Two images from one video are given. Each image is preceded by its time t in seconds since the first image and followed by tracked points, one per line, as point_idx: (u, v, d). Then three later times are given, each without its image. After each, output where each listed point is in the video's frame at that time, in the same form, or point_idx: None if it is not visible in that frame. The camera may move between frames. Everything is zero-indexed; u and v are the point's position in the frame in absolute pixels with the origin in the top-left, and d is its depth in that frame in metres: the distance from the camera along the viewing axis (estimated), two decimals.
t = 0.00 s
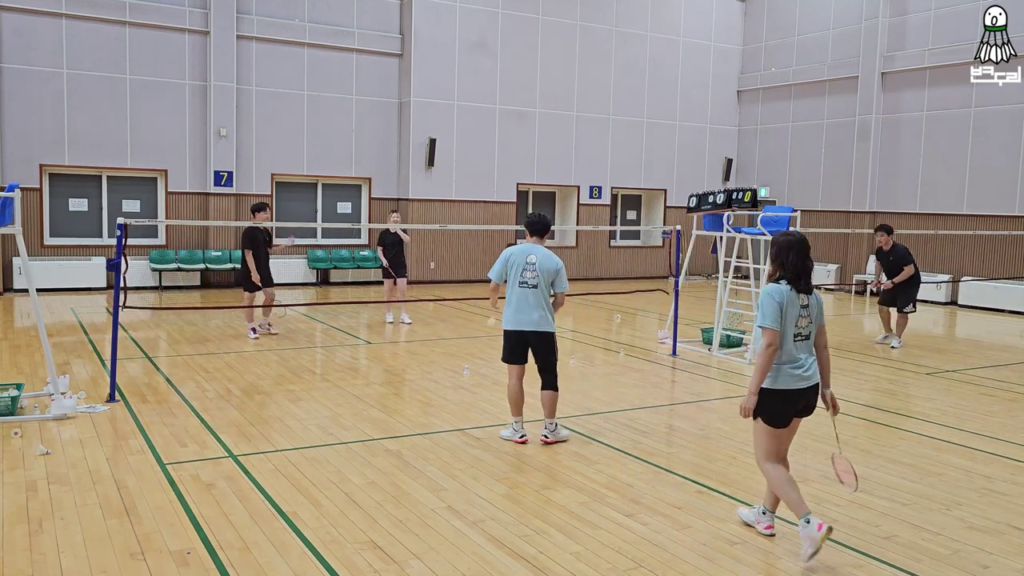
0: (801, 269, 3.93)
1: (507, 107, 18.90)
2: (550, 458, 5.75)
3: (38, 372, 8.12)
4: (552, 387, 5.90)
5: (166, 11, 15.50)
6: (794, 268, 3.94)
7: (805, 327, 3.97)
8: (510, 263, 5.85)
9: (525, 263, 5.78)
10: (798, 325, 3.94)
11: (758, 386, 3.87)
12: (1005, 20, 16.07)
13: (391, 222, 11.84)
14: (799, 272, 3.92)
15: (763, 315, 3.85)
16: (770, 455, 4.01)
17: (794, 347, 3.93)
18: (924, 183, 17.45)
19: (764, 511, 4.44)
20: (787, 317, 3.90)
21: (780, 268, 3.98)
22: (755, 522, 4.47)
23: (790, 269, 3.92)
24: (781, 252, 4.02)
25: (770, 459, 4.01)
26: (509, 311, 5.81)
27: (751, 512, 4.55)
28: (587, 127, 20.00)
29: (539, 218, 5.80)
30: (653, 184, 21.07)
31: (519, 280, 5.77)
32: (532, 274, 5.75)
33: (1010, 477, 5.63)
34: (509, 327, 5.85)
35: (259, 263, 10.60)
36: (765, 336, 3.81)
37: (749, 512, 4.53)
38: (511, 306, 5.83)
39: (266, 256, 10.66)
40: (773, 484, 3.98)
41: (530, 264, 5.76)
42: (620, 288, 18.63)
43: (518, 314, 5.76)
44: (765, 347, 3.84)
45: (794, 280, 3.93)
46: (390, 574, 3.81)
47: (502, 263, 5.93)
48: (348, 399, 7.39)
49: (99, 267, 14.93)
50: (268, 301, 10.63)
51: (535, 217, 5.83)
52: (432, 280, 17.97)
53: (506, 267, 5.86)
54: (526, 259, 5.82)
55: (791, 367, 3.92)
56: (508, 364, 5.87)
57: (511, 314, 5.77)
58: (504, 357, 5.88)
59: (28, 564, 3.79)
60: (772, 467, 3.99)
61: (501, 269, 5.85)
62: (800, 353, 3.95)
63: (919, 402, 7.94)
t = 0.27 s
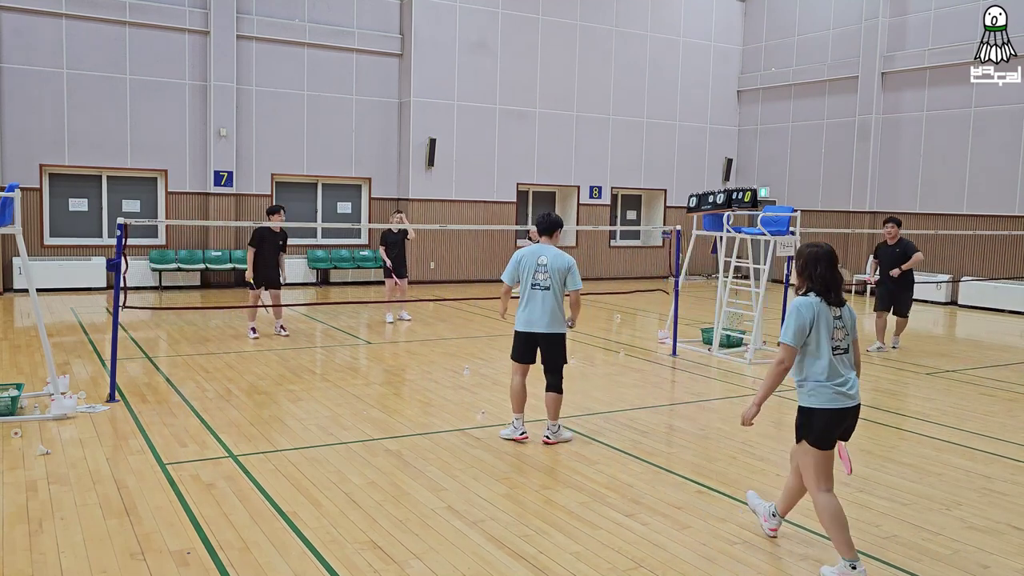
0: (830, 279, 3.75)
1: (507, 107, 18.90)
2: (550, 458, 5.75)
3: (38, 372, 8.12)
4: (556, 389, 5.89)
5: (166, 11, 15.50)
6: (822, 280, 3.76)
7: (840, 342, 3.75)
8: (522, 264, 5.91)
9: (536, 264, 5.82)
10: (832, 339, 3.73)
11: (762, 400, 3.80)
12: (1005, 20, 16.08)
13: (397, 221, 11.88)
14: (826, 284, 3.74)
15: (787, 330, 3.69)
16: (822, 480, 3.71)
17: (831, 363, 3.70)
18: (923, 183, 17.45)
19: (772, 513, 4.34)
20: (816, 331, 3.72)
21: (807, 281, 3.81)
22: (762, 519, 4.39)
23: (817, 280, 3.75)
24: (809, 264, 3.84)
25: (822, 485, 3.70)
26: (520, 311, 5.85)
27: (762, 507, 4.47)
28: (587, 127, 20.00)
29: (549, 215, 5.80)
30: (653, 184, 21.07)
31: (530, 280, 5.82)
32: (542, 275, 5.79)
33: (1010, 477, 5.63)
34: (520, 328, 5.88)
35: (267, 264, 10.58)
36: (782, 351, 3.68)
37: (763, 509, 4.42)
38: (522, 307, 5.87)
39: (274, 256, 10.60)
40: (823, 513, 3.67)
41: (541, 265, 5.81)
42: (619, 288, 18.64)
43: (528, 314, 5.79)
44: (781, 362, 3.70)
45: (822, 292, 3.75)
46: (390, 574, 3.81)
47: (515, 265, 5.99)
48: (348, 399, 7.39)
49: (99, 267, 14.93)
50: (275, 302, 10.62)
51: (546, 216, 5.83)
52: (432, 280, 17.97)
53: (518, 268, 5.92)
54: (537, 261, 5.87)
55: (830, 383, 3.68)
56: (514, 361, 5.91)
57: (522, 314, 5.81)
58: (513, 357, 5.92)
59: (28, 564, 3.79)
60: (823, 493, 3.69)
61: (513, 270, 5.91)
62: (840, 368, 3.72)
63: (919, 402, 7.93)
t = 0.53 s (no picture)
0: (854, 272, 3.52)
1: (507, 107, 18.90)
2: (550, 458, 5.74)
3: (38, 372, 8.12)
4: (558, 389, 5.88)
5: (166, 11, 15.50)
6: (845, 275, 3.53)
7: (862, 337, 3.53)
8: (527, 264, 5.93)
9: (540, 264, 5.82)
10: (854, 334, 3.52)
11: (797, 405, 3.60)
12: (1006, 20, 16.08)
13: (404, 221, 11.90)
14: (847, 278, 3.52)
15: (803, 327, 3.51)
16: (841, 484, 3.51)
17: (853, 360, 3.49)
18: (923, 184, 17.45)
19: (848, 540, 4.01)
20: (837, 327, 3.51)
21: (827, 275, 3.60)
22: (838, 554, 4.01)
23: (840, 275, 3.52)
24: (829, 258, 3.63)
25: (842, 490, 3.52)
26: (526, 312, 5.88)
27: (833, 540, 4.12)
28: (587, 127, 20.00)
29: (555, 215, 5.78)
30: (653, 184, 21.07)
31: (535, 281, 5.84)
32: (545, 275, 5.79)
33: (1010, 477, 5.63)
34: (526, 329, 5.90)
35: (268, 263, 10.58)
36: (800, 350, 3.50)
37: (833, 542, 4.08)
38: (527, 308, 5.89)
39: (274, 256, 10.59)
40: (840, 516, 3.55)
41: (545, 265, 5.80)
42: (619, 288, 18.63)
43: (534, 314, 5.82)
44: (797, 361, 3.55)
45: (842, 286, 3.54)
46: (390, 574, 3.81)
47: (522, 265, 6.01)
48: (348, 399, 7.39)
49: (99, 267, 14.92)
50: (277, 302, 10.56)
51: (553, 216, 5.80)
52: (432, 280, 17.98)
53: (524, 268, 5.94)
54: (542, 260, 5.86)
55: (851, 381, 3.46)
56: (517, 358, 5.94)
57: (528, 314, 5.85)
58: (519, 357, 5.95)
59: (28, 564, 3.79)
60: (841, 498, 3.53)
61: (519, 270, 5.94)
62: (863, 365, 3.49)
63: (919, 402, 7.93)
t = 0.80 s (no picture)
0: (873, 273, 3.46)
1: (507, 107, 18.90)
2: (550, 458, 5.74)
3: (38, 372, 8.12)
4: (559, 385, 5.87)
5: (166, 11, 15.50)
6: (865, 275, 3.47)
7: (880, 339, 3.47)
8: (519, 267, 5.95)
9: (532, 267, 5.83)
10: (870, 336, 3.46)
11: (822, 408, 3.58)
12: (1006, 20, 16.08)
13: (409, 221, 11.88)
14: (866, 280, 3.46)
15: (818, 326, 3.48)
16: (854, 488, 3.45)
17: (868, 361, 3.44)
18: (923, 184, 17.46)
19: (940, 556, 3.64)
20: (852, 328, 3.47)
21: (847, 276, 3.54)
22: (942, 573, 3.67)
23: (859, 275, 3.45)
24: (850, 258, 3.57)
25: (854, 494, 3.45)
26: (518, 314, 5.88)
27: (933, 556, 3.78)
28: (586, 127, 20.00)
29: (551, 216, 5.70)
30: (653, 184, 21.07)
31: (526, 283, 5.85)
32: (536, 276, 5.80)
33: (1010, 477, 5.63)
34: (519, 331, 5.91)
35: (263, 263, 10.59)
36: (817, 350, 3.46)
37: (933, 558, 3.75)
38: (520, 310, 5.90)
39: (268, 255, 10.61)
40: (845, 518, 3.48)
41: (536, 266, 5.82)
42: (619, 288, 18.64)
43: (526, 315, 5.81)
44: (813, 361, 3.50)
45: (862, 287, 3.47)
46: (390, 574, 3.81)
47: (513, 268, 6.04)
48: (349, 399, 7.39)
49: (99, 267, 14.92)
50: (273, 302, 10.58)
51: (548, 216, 5.74)
52: (432, 280, 17.98)
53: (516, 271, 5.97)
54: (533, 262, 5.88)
55: (864, 383, 3.41)
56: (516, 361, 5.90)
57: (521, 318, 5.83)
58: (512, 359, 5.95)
59: (28, 563, 3.79)
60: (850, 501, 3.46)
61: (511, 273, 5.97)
62: (878, 368, 3.43)
63: (919, 402, 7.93)
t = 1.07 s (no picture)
0: (902, 275, 3.41)
1: (507, 107, 18.90)
2: (551, 458, 5.74)
3: (38, 372, 8.12)
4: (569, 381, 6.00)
5: (166, 11, 15.50)
6: (894, 278, 3.42)
7: (907, 342, 3.41)
8: (518, 266, 5.88)
9: (534, 268, 5.80)
10: (897, 339, 3.42)
11: (831, 405, 3.54)
12: (1006, 20, 16.08)
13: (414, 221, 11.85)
14: (895, 284, 3.41)
15: (843, 328, 3.45)
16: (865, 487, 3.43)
17: (891, 364, 3.40)
18: (923, 183, 17.46)
19: (976, 559, 3.54)
20: (879, 331, 3.42)
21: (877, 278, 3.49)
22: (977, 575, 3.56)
23: (889, 278, 3.42)
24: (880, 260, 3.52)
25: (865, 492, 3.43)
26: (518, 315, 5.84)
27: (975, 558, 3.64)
28: (586, 128, 20.00)
29: (547, 217, 5.77)
30: (653, 184, 21.06)
31: (527, 284, 5.80)
32: (539, 279, 5.78)
33: (1009, 477, 5.63)
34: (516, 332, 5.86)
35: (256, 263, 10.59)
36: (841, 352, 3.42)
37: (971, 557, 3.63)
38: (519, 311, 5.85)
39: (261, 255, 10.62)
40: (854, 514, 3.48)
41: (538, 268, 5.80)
42: (619, 288, 18.64)
43: (527, 318, 5.78)
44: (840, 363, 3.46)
45: (890, 290, 3.43)
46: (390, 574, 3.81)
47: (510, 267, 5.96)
48: (349, 399, 7.39)
49: (99, 267, 14.92)
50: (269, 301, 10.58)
51: (543, 218, 5.79)
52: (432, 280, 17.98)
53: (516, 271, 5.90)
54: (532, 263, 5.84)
55: (885, 386, 3.38)
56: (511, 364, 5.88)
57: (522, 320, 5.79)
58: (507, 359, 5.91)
59: (28, 564, 3.79)
60: (860, 499, 3.45)
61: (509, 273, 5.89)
62: (902, 371, 3.38)
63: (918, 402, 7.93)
